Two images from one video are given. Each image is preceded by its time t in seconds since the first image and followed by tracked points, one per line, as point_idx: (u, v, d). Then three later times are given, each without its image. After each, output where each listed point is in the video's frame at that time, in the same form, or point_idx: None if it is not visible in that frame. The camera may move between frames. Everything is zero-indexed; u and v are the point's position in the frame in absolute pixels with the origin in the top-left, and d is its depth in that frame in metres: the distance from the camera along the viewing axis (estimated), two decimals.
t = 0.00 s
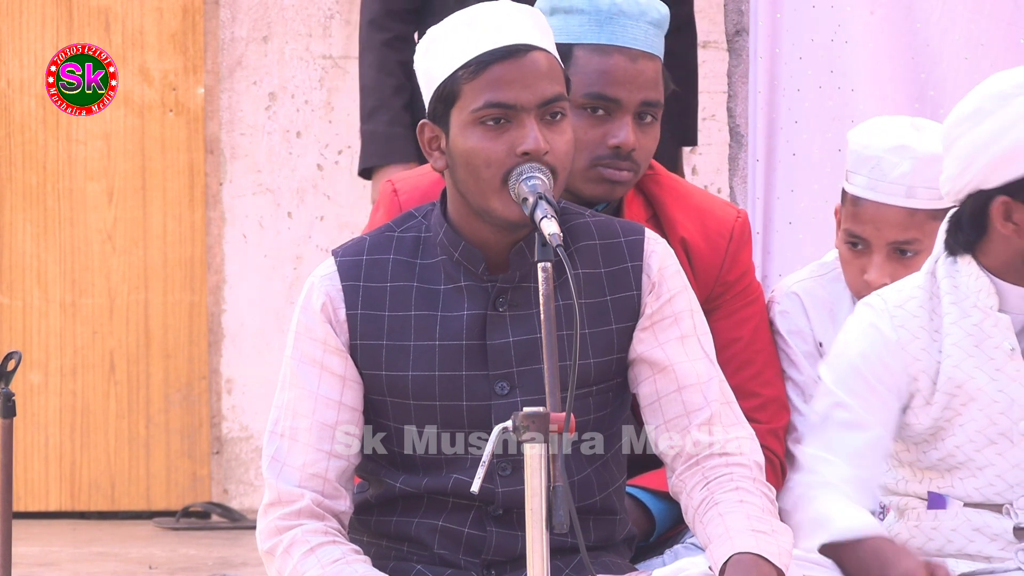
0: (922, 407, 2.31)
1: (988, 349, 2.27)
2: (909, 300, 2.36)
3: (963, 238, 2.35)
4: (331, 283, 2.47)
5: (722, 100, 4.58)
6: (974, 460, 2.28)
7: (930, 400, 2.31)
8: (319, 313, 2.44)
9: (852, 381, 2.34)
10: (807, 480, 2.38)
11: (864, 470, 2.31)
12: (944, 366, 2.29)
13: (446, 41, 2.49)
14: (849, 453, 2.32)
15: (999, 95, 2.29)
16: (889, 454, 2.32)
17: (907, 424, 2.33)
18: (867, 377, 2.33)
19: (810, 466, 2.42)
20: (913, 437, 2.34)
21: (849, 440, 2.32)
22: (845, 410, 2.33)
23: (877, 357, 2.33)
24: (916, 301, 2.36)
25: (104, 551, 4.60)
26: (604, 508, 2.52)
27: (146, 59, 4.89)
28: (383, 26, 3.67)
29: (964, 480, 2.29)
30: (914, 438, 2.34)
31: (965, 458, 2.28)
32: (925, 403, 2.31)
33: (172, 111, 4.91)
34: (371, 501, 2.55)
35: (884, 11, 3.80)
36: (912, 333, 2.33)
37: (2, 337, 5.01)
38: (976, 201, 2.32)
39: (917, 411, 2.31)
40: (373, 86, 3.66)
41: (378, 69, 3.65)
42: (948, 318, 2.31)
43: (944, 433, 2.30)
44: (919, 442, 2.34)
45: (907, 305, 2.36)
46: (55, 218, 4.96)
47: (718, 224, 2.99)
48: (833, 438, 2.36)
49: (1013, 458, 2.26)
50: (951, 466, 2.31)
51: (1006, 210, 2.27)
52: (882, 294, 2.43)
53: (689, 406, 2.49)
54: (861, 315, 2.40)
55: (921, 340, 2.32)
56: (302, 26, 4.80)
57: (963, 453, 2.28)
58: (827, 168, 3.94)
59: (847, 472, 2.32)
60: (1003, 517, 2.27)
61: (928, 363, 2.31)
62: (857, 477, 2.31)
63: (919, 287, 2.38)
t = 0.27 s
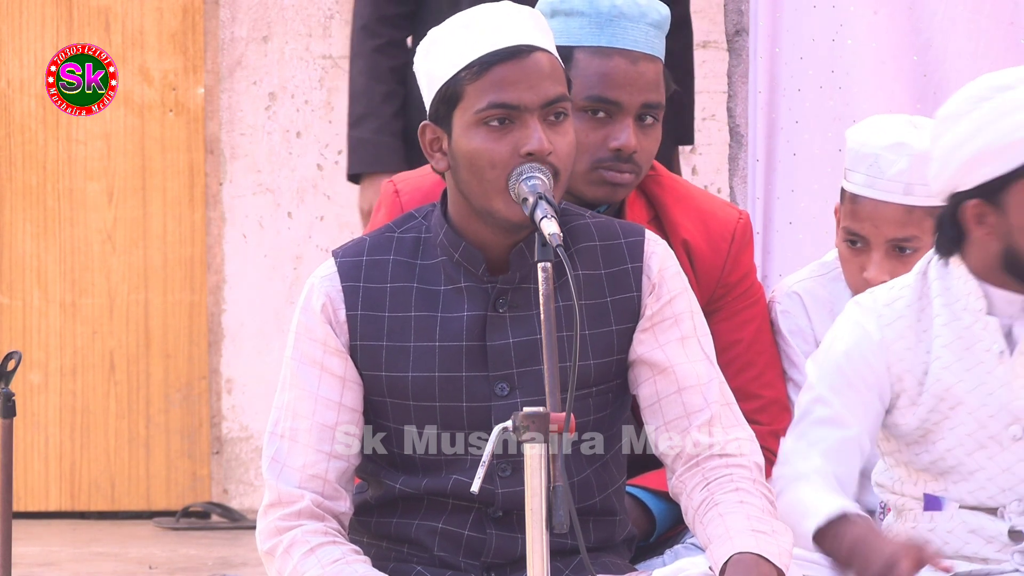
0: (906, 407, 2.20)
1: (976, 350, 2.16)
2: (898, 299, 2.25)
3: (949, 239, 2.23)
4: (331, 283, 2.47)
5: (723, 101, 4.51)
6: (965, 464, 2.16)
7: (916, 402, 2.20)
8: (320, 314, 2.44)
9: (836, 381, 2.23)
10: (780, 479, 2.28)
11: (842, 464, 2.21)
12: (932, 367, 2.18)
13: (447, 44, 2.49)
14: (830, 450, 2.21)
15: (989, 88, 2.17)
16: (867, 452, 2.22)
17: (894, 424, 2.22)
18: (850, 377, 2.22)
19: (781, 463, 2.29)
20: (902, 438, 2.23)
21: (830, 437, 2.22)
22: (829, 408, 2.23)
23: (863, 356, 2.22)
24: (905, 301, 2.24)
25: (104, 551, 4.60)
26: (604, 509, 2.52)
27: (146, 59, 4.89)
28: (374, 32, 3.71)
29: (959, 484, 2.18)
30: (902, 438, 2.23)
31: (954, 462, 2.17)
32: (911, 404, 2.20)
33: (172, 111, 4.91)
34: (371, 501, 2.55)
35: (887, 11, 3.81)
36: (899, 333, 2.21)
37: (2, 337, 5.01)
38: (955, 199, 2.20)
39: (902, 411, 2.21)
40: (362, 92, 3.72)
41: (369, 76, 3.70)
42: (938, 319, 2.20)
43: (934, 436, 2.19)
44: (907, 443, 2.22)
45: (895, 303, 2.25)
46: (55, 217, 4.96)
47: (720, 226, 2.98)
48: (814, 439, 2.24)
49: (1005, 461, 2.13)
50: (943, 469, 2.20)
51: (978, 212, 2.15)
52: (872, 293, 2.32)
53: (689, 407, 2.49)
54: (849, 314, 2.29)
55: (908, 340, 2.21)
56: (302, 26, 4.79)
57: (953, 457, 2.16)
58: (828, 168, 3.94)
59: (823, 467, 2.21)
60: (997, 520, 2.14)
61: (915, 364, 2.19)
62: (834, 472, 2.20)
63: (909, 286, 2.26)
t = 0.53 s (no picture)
0: (898, 413, 2.30)
1: (960, 358, 2.26)
2: (886, 305, 2.36)
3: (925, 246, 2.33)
4: (331, 283, 2.47)
5: (723, 100, 4.53)
6: (955, 471, 2.26)
7: (907, 407, 2.30)
8: (319, 314, 2.43)
9: (831, 386, 2.34)
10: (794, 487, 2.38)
11: (851, 473, 2.30)
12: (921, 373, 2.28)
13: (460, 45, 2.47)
14: (837, 458, 2.32)
15: (962, 91, 2.24)
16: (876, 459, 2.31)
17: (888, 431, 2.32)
18: (845, 381, 2.33)
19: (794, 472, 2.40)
20: (895, 444, 2.33)
21: (837, 446, 2.32)
22: (828, 415, 2.33)
23: (855, 363, 2.32)
24: (894, 307, 2.35)
25: (104, 551, 4.60)
26: (604, 508, 2.52)
27: (146, 60, 4.89)
28: (360, 39, 3.69)
29: (951, 490, 2.27)
30: (895, 444, 2.33)
31: (946, 468, 2.26)
32: (902, 410, 2.30)
33: (172, 111, 4.91)
34: (371, 502, 2.55)
35: (890, 11, 3.82)
36: (888, 339, 2.32)
37: (2, 337, 5.01)
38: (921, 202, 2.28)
39: (894, 416, 2.31)
40: (350, 99, 3.71)
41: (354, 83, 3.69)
42: (925, 326, 2.30)
43: (924, 443, 2.29)
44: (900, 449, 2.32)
45: (884, 310, 2.35)
46: (55, 217, 4.96)
47: (719, 227, 2.98)
48: (819, 446, 2.35)
49: (994, 468, 2.23)
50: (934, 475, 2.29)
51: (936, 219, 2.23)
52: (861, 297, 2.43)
53: (689, 407, 2.49)
54: (838, 319, 2.41)
55: (896, 346, 2.31)
56: (302, 26, 4.77)
57: (944, 463, 2.26)
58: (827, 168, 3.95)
59: (836, 478, 2.30)
60: (990, 526, 2.24)
61: (904, 369, 2.30)
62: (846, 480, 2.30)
63: (897, 292, 2.37)
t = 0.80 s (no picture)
0: (888, 420, 2.43)
1: (950, 368, 2.40)
2: (875, 313, 2.50)
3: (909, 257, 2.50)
4: (331, 281, 2.47)
5: (723, 100, 4.52)
6: (946, 479, 2.38)
7: (895, 415, 2.43)
8: (319, 311, 2.43)
9: (822, 392, 2.48)
10: (789, 493, 2.50)
11: (845, 479, 2.43)
12: (910, 383, 2.41)
13: (485, 40, 2.49)
14: (830, 464, 2.44)
15: (930, 104, 2.45)
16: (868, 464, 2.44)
17: (878, 437, 2.45)
18: (835, 387, 2.46)
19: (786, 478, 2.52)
20: (885, 450, 2.46)
21: (830, 452, 2.44)
22: (821, 422, 2.46)
23: (844, 370, 2.46)
24: (882, 315, 2.49)
25: (104, 551, 4.60)
26: (603, 507, 2.52)
27: (146, 59, 4.89)
28: (341, 45, 3.73)
29: (942, 497, 2.39)
30: (886, 450, 2.45)
31: (936, 476, 2.39)
32: (891, 418, 2.43)
33: (172, 111, 4.91)
34: (371, 501, 2.55)
35: (893, 11, 3.81)
36: (877, 348, 2.46)
37: (2, 337, 5.01)
38: (899, 209, 2.50)
39: (883, 424, 2.44)
40: (333, 108, 3.72)
41: (337, 90, 3.71)
42: (913, 335, 2.44)
43: (914, 451, 2.41)
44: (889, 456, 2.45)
45: (872, 318, 2.49)
46: (55, 218, 4.96)
47: (717, 227, 2.99)
48: (812, 452, 2.47)
49: (983, 477, 2.35)
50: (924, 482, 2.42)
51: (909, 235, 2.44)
52: (849, 303, 2.57)
53: (688, 405, 2.49)
54: (828, 325, 2.54)
55: (884, 354, 2.45)
56: (302, 26, 4.77)
57: (934, 471, 2.39)
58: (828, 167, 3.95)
59: (830, 483, 2.43)
60: (982, 535, 2.35)
61: (892, 379, 2.44)
62: (840, 485, 2.42)
63: (885, 300, 2.51)
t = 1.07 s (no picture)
0: (884, 421, 2.48)
1: (945, 369, 2.45)
2: (871, 314, 2.54)
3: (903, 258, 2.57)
4: (335, 279, 2.47)
5: (723, 100, 4.52)
6: (943, 479, 2.43)
7: (891, 416, 2.48)
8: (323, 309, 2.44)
9: (819, 392, 2.52)
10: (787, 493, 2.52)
11: (843, 478, 2.45)
12: (906, 383, 2.46)
13: (494, 39, 2.49)
14: (829, 463, 2.47)
15: (917, 104, 2.53)
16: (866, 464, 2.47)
17: (876, 436, 2.50)
18: (832, 387, 2.50)
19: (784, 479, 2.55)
20: (883, 450, 2.51)
21: (828, 451, 2.47)
22: (819, 422, 2.49)
23: (842, 370, 2.50)
24: (878, 316, 2.53)
25: (104, 551, 4.60)
26: (604, 506, 2.52)
27: (146, 59, 4.89)
28: (341, 50, 3.75)
29: (939, 498, 2.45)
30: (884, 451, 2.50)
31: (933, 476, 2.44)
32: (887, 419, 2.48)
33: (172, 111, 4.91)
34: (373, 500, 2.55)
35: (893, 10, 3.82)
36: (873, 348, 2.50)
37: (3, 337, 5.01)
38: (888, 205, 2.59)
39: (880, 425, 2.49)
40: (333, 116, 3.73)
41: (337, 95, 3.73)
42: (909, 336, 2.49)
43: (910, 451, 2.46)
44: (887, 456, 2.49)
45: (869, 319, 2.53)
46: (55, 218, 4.96)
47: (716, 226, 2.99)
48: (810, 452, 2.50)
49: (980, 477, 2.40)
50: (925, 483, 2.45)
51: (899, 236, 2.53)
52: (845, 304, 2.61)
53: (688, 405, 2.48)
54: (824, 326, 2.58)
55: (881, 354, 2.49)
56: (301, 26, 4.76)
57: (931, 472, 2.44)
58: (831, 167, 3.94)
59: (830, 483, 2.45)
60: (980, 537, 2.40)
61: (888, 379, 2.48)
62: (839, 484, 2.45)
63: (881, 302, 2.55)
